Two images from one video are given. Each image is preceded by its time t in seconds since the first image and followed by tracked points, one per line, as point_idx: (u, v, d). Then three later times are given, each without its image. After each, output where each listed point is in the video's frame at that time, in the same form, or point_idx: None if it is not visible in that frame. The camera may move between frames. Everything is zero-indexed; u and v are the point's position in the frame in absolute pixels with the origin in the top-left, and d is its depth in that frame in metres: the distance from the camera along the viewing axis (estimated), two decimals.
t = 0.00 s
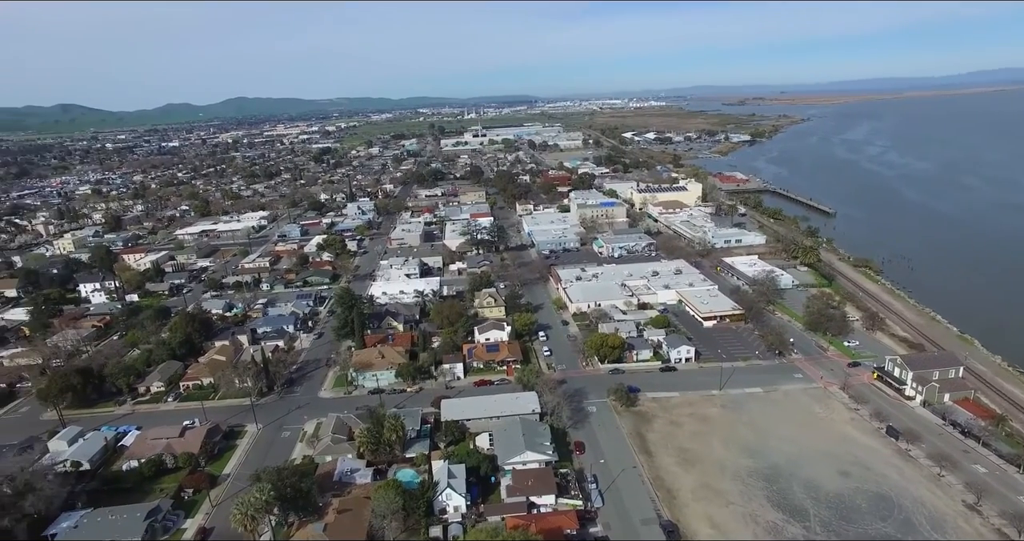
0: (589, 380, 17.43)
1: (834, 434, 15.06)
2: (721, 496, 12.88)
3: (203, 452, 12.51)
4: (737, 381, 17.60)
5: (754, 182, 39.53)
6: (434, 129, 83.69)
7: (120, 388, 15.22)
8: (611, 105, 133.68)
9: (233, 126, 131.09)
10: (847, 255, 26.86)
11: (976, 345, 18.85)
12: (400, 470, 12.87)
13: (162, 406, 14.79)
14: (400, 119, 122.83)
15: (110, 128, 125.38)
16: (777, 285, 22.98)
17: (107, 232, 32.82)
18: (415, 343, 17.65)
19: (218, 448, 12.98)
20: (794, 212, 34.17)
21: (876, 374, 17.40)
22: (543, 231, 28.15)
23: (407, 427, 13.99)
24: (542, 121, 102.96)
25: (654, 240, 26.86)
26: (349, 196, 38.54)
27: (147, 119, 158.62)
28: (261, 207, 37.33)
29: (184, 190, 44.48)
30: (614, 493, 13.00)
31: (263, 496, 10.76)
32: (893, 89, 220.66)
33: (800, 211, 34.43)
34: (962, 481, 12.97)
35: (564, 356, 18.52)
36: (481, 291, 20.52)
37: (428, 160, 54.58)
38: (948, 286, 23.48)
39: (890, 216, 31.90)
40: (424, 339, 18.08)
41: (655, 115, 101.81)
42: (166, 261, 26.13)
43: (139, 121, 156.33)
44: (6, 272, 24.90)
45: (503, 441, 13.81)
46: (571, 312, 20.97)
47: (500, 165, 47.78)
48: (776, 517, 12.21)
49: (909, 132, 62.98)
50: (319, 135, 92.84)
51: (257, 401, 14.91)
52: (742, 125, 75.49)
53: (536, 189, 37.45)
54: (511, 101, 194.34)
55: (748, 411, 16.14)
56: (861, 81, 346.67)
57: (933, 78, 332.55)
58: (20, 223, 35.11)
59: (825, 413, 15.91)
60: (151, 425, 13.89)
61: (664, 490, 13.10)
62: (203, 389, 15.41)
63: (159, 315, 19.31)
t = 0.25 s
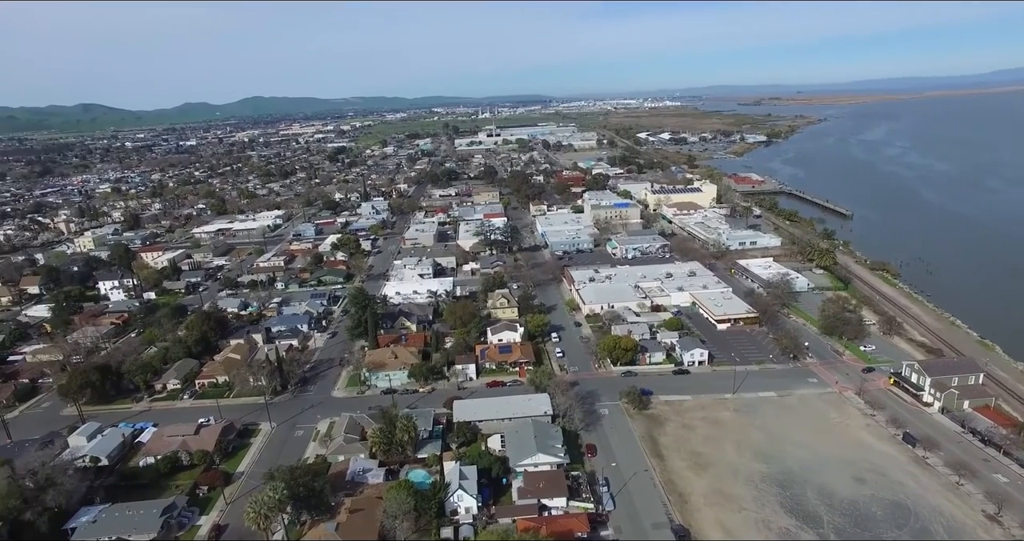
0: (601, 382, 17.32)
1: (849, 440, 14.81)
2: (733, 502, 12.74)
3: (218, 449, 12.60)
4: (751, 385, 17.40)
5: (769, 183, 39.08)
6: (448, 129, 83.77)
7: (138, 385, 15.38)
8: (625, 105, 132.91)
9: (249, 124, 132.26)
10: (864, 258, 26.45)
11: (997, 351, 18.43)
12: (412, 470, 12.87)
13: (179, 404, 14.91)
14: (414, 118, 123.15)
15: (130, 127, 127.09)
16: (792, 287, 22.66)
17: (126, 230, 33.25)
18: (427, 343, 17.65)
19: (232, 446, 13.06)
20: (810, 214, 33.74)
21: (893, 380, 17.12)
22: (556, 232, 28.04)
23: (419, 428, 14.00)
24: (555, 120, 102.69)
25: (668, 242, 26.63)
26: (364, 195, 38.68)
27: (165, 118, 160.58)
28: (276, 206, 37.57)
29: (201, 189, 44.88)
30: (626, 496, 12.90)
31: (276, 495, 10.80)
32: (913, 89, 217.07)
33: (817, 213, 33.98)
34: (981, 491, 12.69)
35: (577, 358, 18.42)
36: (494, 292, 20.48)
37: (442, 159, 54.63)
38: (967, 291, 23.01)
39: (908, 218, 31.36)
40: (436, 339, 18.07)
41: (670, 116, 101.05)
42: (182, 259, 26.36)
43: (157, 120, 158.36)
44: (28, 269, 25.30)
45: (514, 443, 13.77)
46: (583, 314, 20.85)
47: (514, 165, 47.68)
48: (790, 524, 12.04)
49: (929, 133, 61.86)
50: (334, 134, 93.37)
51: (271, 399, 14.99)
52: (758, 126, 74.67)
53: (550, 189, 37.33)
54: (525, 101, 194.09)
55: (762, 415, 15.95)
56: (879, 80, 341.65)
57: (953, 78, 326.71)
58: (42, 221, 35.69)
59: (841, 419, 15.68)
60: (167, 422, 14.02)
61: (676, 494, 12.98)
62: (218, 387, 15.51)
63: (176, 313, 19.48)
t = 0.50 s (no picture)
0: (612, 385, 17.22)
1: (864, 446, 14.60)
2: (745, 507, 12.60)
3: (231, 448, 12.66)
4: (763, 389, 17.21)
5: (783, 184, 38.67)
6: (461, 129, 83.85)
7: (153, 383, 15.50)
8: (638, 105, 132.20)
9: (263, 124, 133.28)
10: (880, 261, 26.07)
11: (1016, 356, 18.06)
12: (422, 471, 12.86)
13: (193, 401, 15.02)
14: (427, 118, 123.37)
15: (147, 127, 128.62)
16: (806, 290, 22.37)
17: (142, 228, 33.57)
18: (439, 344, 17.65)
19: (245, 445, 13.13)
20: (825, 216, 33.34)
21: (908, 385, 16.85)
22: (569, 233, 27.92)
23: (430, 429, 13.99)
24: (567, 120, 102.38)
25: (680, 243, 26.42)
26: (376, 195, 38.79)
27: (181, 118, 162.32)
28: (290, 205, 37.78)
29: (216, 188, 45.21)
30: (637, 500, 12.80)
31: (288, 495, 10.83)
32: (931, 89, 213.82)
33: (832, 215, 33.57)
34: (1000, 500, 12.44)
35: (588, 360, 18.33)
36: (505, 293, 20.42)
37: (454, 159, 54.66)
38: (986, 295, 22.57)
39: (925, 221, 30.86)
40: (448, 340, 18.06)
41: (684, 116, 100.39)
42: (197, 258, 26.56)
43: (173, 119, 160.10)
44: (47, 267, 25.64)
45: (525, 445, 13.71)
46: (595, 315, 20.75)
47: (526, 166, 47.58)
48: (802, 530, 11.89)
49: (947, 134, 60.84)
50: (347, 133, 93.77)
51: (283, 398, 15.05)
52: (772, 126, 73.95)
53: (562, 190, 37.21)
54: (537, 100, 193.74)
55: (775, 420, 15.77)
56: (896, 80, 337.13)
57: (973, 77, 321.21)
58: (60, 219, 36.17)
59: (855, 424, 15.47)
60: (181, 420, 14.12)
61: (687, 498, 12.86)
62: (231, 385, 15.61)
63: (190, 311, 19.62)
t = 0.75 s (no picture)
0: (623, 387, 17.13)
1: (876, 451, 14.40)
2: (755, 512, 12.46)
3: (242, 446, 12.71)
4: (774, 393, 17.04)
5: (796, 186, 38.30)
6: (472, 129, 83.86)
7: (166, 381, 15.59)
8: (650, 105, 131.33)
9: (275, 123, 134.11)
10: (893, 264, 25.73)
11: None
12: (432, 472, 12.84)
13: (205, 400, 15.10)
14: (438, 117, 123.59)
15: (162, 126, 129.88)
16: (819, 293, 22.10)
17: (156, 227, 33.84)
18: (449, 344, 17.63)
19: (256, 443, 13.17)
20: (838, 219, 32.99)
21: (922, 390, 16.60)
22: (579, 234, 27.81)
23: (440, 430, 13.97)
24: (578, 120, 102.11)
25: (692, 245, 26.23)
26: (388, 195, 38.85)
27: (194, 117, 163.77)
28: (302, 205, 37.93)
29: (229, 187, 45.51)
30: (646, 503, 12.70)
31: (298, 495, 10.85)
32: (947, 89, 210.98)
33: (845, 217, 33.21)
34: (1016, 509, 12.21)
35: (598, 362, 18.24)
36: (516, 294, 20.37)
37: (465, 159, 54.65)
38: (1003, 299, 22.19)
39: (941, 223, 30.41)
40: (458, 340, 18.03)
41: (696, 116, 99.78)
42: (210, 257, 26.73)
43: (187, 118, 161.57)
44: (64, 265, 25.93)
45: (534, 448, 13.64)
46: (605, 317, 20.65)
47: (538, 166, 47.48)
48: (813, 537, 11.74)
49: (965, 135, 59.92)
50: (359, 132, 94.22)
51: (294, 398, 15.08)
52: (786, 127, 73.28)
53: (573, 191, 37.08)
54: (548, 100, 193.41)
55: (786, 424, 15.61)
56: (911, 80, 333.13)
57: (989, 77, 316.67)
58: (77, 217, 36.59)
59: (867, 430, 15.27)
60: (194, 418, 14.20)
61: (696, 502, 12.74)
62: (243, 384, 15.67)
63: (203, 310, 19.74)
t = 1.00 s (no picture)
0: (633, 389, 17.04)
1: (889, 457, 14.21)
2: (765, 516, 12.33)
3: (254, 445, 12.75)
4: (786, 397, 16.87)
5: (809, 187, 37.94)
6: (483, 128, 83.86)
7: (179, 379, 15.68)
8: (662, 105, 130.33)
9: (287, 122, 134.86)
10: (908, 267, 25.40)
11: None
12: (441, 473, 12.82)
13: (217, 399, 15.17)
14: (449, 117, 123.72)
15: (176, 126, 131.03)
16: (831, 296, 21.82)
17: (170, 225, 34.09)
18: (459, 345, 17.61)
19: (267, 442, 13.22)
20: (852, 221, 32.64)
21: (937, 396, 16.34)
22: (590, 235, 27.69)
23: (449, 431, 13.96)
24: (589, 120, 101.79)
25: (703, 247, 26.04)
26: (399, 194, 38.91)
27: (208, 117, 165.24)
28: (314, 204, 38.07)
29: (242, 186, 45.78)
30: (655, 507, 12.61)
31: (308, 494, 10.85)
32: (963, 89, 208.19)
33: (859, 219, 32.85)
34: None
35: (608, 364, 18.15)
36: (526, 295, 20.32)
37: (476, 159, 54.64)
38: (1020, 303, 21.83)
39: (957, 226, 29.98)
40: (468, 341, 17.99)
41: (708, 116, 99.16)
42: (223, 256, 26.89)
43: (201, 118, 162.91)
44: (80, 263, 26.20)
45: (543, 450, 13.59)
46: (616, 319, 20.54)
47: (549, 166, 47.36)
48: None
49: (982, 136, 59.03)
50: (371, 132, 94.44)
51: (305, 397, 15.12)
52: (799, 127, 72.62)
53: (584, 191, 36.95)
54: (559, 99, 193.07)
55: (797, 429, 15.45)
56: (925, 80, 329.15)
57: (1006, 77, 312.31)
58: (93, 216, 36.99)
59: (879, 435, 15.07)
60: (206, 416, 14.26)
61: (706, 506, 12.63)
62: (254, 383, 15.74)
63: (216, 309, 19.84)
